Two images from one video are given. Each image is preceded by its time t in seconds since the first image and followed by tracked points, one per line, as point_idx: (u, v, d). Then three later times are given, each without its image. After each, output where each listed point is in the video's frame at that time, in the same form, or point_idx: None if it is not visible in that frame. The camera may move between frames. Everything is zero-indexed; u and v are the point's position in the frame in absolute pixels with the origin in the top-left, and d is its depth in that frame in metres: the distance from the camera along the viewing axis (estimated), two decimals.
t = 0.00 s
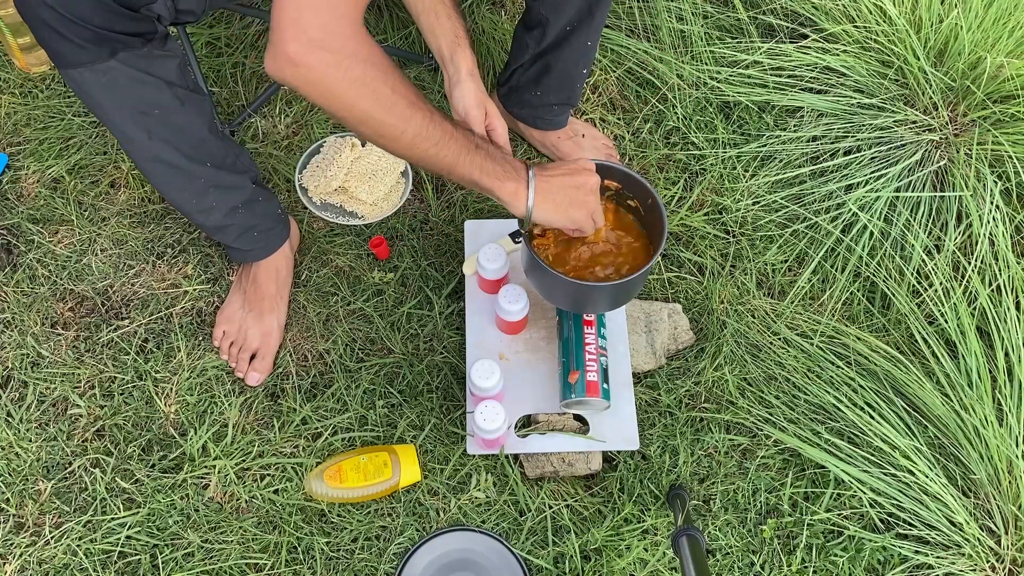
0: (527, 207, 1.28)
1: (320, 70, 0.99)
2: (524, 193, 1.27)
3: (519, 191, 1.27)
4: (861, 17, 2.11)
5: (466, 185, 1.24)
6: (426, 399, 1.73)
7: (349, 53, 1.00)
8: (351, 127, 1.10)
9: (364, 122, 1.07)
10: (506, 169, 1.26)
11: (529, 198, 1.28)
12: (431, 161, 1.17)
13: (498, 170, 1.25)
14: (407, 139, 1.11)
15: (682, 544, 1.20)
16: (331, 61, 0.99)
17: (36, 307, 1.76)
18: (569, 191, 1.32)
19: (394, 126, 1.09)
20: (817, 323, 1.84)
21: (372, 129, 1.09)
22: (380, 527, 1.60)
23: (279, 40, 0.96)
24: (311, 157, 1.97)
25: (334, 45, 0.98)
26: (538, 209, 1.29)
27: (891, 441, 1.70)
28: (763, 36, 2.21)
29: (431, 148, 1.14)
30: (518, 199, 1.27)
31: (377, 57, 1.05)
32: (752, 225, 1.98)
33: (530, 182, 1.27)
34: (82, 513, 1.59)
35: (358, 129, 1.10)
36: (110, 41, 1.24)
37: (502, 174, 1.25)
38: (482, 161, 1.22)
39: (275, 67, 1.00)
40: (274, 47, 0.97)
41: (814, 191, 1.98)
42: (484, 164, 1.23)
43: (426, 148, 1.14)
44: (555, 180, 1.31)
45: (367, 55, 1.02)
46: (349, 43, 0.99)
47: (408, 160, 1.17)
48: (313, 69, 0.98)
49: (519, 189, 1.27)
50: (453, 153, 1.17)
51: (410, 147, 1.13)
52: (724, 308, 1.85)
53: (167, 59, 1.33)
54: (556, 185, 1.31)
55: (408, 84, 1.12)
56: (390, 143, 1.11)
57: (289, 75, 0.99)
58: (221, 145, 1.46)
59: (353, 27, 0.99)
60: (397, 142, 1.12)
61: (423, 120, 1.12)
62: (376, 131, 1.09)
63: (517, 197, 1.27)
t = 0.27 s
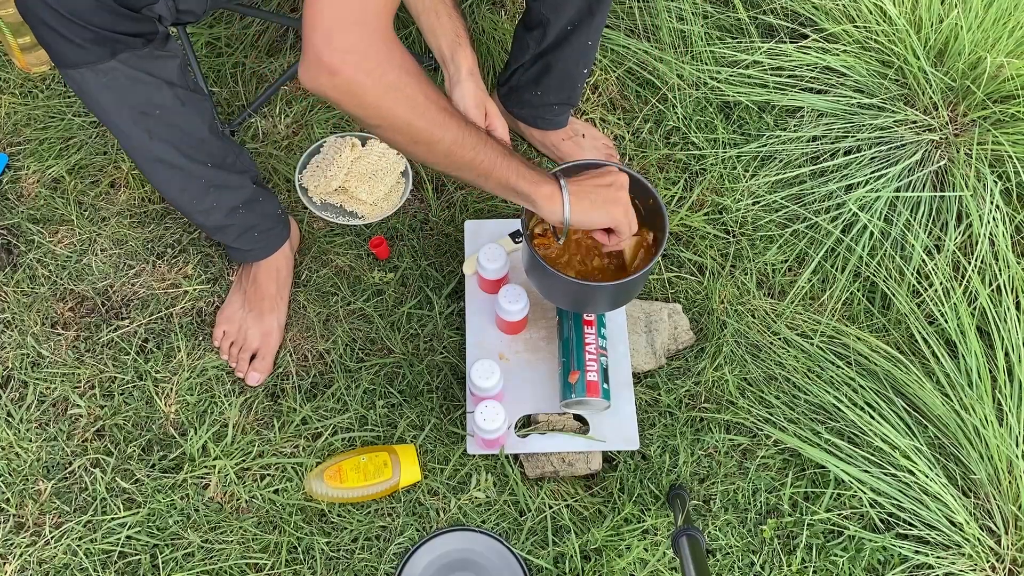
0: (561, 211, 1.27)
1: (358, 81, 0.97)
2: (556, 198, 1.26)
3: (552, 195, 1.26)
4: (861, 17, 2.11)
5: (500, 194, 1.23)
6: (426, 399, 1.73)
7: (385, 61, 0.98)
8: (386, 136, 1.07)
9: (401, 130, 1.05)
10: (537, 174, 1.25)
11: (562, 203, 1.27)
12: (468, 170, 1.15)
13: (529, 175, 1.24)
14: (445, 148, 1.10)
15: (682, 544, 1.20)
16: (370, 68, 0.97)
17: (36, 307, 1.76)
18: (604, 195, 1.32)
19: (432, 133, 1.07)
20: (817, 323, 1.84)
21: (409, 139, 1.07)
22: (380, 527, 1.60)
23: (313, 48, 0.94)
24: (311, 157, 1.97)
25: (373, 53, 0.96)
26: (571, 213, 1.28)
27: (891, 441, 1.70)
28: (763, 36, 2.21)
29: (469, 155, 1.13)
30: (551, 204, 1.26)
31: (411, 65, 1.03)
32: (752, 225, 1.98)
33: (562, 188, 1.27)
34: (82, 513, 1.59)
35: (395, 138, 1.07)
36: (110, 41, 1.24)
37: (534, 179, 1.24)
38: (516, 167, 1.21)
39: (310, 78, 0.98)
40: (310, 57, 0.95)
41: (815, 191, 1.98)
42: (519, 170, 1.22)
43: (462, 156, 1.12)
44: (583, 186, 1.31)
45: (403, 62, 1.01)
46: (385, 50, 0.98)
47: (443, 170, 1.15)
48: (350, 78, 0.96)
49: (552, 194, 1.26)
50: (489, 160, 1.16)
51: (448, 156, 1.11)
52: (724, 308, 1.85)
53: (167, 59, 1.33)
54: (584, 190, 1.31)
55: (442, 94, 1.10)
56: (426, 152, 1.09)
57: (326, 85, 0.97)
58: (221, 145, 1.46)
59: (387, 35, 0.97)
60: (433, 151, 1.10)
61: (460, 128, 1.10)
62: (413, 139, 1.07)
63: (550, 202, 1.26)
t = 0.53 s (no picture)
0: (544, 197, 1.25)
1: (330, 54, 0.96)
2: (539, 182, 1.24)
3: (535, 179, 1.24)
4: (861, 17, 2.11)
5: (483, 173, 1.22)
6: (426, 399, 1.73)
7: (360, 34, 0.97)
8: (360, 111, 1.07)
9: (374, 107, 1.05)
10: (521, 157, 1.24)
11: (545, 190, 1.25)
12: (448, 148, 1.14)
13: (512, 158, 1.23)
14: (419, 123, 1.09)
15: (682, 544, 1.20)
16: (343, 41, 0.96)
17: (36, 307, 1.76)
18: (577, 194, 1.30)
19: (408, 109, 1.06)
20: (817, 323, 1.84)
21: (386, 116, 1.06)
22: (380, 527, 1.60)
23: (286, 21, 0.93)
24: (311, 157, 1.97)
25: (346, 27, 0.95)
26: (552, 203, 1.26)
27: (891, 441, 1.70)
28: (763, 36, 2.21)
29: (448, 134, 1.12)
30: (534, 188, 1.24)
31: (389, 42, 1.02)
32: (752, 225, 1.98)
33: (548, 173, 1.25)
34: (81, 513, 1.59)
35: (368, 112, 1.07)
36: (110, 41, 1.24)
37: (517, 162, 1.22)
38: (497, 148, 1.20)
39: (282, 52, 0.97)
40: (282, 28, 0.95)
41: (815, 191, 1.98)
42: (500, 148, 1.20)
43: (438, 132, 1.12)
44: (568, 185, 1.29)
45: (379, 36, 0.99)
46: (359, 25, 0.97)
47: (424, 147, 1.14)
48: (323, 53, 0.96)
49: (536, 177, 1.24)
50: (465, 137, 1.15)
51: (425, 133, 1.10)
52: (724, 308, 1.85)
53: (167, 59, 1.33)
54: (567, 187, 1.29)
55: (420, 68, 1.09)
56: (403, 128, 1.08)
57: (297, 57, 0.96)
58: (221, 145, 1.46)
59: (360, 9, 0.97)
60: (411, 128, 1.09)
61: (437, 103, 1.09)
62: (386, 116, 1.06)
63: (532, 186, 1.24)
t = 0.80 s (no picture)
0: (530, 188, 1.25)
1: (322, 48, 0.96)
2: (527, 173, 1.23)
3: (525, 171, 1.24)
4: (861, 17, 2.11)
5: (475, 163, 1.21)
6: (426, 399, 1.73)
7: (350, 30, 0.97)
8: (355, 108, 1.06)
9: (369, 103, 1.04)
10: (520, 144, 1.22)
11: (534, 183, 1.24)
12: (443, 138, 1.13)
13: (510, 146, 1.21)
14: (414, 116, 1.07)
15: (682, 544, 1.20)
16: (333, 35, 0.96)
17: (35, 307, 1.76)
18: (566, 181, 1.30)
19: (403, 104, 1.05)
20: (817, 323, 1.84)
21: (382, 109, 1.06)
22: (380, 527, 1.60)
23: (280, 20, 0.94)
24: (311, 157, 1.97)
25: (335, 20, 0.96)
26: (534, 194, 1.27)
27: (891, 441, 1.70)
28: (763, 36, 2.21)
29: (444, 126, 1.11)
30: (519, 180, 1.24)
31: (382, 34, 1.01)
32: (752, 225, 1.98)
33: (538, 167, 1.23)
34: (82, 513, 1.59)
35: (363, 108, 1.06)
36: (109, 41, 1.24)
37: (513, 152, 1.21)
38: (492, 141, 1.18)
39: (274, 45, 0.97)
40: (271, 25, 0.95)
41: (814, 191, 1.98)
42: (497, 142, 1.19)
43: (435, 124, 1.10)
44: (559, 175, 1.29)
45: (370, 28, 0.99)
46: (348, 18, 0.96)
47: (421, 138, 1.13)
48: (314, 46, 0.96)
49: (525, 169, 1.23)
50: (462, 130, 1.14)
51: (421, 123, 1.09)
52: (724, 308, 1.85)
53: (167, 59, 1.33)
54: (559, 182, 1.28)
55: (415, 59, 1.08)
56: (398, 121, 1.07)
57: (288, 50, 0.97)
58: (220, 145, 1.46)
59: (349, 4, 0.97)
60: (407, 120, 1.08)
61: (432, 94, 1.08)
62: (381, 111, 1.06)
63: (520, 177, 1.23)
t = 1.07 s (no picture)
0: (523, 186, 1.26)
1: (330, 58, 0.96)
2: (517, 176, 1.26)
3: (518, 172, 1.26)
4: (861, 17, 2.11)
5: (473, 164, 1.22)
6: (426, 399, 1.73)
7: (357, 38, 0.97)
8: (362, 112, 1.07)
9: (376, 110, 1.05)
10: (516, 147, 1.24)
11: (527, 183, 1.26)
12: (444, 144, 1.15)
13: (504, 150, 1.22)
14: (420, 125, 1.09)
15: (682, 544, 1.20)
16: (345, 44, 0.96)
17: (36, 307, 1.76)
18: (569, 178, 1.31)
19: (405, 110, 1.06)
20: (817, 323, 1.84)
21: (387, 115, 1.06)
22: (380, 527, 1.60)
23: (287, 27, 0.93)
24: (311, 157, 1.97)
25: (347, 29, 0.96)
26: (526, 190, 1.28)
27: (891, 441, 1.70)
28: (763, 36, 2.21)
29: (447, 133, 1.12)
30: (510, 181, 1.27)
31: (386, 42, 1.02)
32: (752, 225, 1.98)
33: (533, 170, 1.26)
34: (82, 513, 1.59)
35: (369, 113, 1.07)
36: (108, 41, 1.24)
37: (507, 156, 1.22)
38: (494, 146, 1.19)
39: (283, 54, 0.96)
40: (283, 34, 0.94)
41: (814, 191, 1.98)
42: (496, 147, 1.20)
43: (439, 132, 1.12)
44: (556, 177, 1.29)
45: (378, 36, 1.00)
46: (355, 27, 0.97)
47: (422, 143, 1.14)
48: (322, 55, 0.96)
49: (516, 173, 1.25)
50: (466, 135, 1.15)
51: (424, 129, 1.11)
52: (724, 308, 1.85)
53: (167, 59, 1.33)
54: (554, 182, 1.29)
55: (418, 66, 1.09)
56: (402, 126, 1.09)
57: (296, 60, 0.96)
58: (220, 145, 1.46)
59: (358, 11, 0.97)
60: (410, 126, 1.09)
61: (436, 102, 1.09)
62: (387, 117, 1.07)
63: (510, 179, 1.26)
